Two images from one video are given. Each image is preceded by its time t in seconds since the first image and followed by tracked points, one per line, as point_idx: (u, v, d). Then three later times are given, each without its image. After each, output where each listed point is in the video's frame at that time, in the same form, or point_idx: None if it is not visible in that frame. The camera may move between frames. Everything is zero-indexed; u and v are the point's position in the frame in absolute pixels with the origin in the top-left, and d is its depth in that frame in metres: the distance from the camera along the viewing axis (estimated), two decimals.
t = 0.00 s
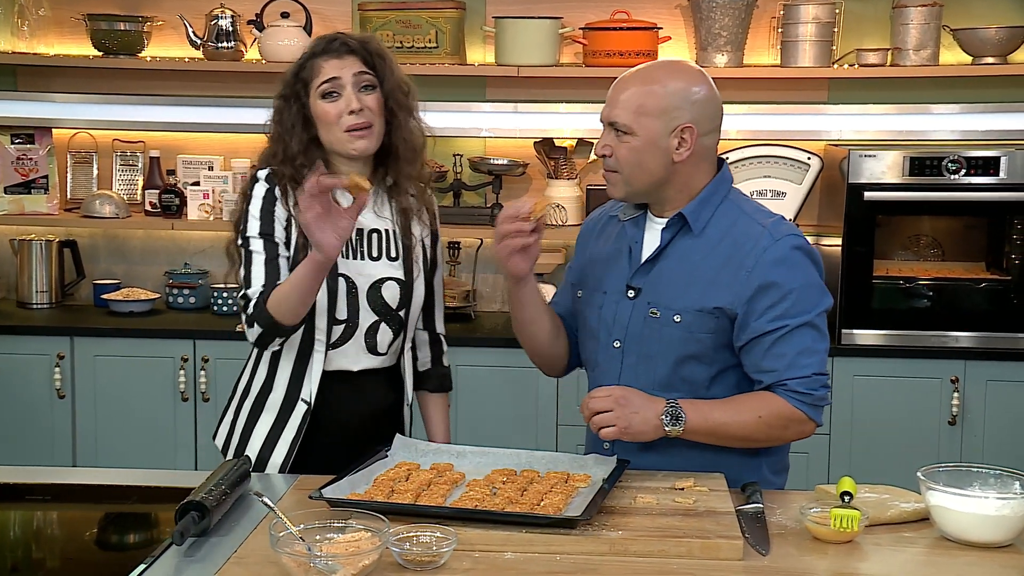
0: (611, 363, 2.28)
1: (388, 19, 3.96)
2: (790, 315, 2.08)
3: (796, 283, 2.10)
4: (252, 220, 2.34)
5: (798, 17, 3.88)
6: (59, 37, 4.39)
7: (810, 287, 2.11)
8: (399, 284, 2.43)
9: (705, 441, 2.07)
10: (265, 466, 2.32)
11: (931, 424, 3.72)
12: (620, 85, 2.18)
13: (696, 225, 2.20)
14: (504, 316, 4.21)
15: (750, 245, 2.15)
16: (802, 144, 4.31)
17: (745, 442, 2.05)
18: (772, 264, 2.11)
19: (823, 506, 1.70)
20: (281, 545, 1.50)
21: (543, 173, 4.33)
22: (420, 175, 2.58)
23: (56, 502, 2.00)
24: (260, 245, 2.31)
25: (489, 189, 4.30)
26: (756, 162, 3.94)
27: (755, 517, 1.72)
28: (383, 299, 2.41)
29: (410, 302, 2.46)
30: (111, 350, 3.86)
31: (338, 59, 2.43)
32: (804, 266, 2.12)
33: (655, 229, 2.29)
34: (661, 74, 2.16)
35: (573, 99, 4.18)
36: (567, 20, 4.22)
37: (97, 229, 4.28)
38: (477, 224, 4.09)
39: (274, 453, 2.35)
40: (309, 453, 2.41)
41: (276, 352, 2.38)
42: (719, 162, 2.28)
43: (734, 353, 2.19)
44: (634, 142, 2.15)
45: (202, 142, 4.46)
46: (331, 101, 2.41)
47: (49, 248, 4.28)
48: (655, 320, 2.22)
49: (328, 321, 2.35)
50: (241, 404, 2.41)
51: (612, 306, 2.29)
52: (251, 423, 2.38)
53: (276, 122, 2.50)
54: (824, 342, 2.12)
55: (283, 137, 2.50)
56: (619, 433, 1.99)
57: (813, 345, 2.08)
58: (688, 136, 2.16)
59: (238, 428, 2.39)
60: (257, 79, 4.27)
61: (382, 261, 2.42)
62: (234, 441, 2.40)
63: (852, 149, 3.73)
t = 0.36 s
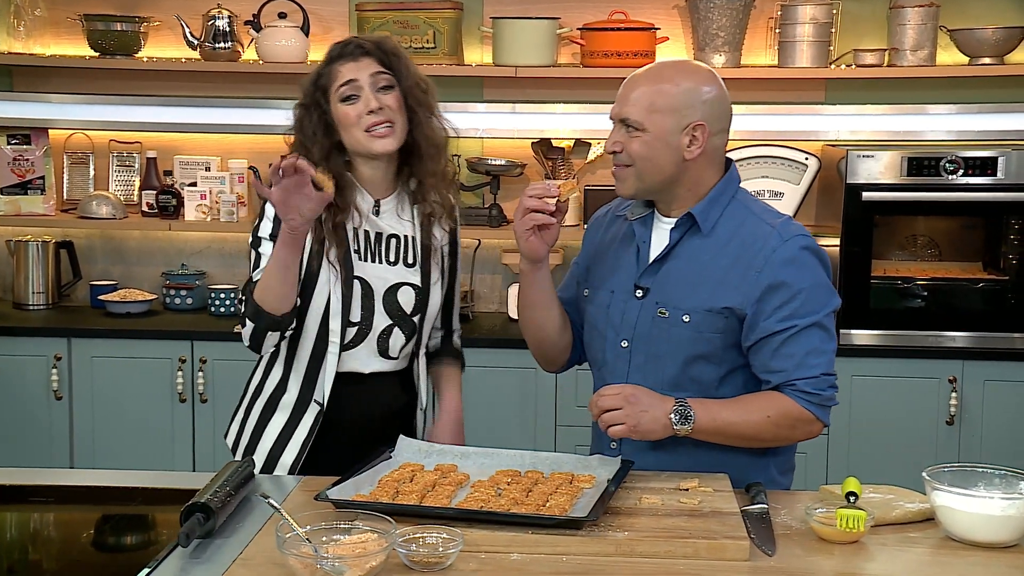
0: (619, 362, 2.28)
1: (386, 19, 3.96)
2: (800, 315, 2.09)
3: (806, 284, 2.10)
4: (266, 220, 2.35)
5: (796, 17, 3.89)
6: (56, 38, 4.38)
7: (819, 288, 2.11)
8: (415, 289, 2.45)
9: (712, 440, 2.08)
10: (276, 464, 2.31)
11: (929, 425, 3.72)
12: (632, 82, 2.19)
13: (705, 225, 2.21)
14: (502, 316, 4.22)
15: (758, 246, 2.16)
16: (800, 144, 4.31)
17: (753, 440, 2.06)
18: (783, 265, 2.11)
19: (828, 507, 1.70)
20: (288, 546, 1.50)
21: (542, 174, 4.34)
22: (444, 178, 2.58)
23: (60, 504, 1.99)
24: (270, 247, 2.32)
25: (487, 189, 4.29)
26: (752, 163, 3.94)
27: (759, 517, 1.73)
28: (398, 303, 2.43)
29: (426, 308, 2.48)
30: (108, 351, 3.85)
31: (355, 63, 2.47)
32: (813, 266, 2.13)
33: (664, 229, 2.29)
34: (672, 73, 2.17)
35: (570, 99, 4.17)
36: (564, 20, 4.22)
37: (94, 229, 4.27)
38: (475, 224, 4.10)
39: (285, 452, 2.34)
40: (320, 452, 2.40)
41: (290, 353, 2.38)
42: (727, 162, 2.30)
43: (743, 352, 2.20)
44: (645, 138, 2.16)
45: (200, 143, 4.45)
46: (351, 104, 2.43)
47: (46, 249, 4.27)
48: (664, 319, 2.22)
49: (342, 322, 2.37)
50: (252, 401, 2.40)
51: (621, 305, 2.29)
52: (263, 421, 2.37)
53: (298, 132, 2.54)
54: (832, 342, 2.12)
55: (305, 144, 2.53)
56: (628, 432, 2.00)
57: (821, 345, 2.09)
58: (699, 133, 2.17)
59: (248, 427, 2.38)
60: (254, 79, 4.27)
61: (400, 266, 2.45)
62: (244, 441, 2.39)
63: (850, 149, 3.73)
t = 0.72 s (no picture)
0: (627, 362, 2.29)
1: (384, 19, 3.97)
2: (810, 314, 2.11)
3: (816, 283, 2.13)
4: (275, 217, 2.37)
5: (794, 17, 3.89)
6: (54, 38, 4.37)
7: (827, 287, 2.14)
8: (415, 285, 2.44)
9: (727, 440, 2.07)
10: (270, 459, 2.31)
11: (928, 424, 3.73)
12: (642, 79, 2.21)
13: (714, 225, 2.22)
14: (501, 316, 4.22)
15: (768, 245, 2.18)
16: (798, 144, 4.32)
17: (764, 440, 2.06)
18: (793, 264, 2.14)
19: (835, 506, 1.70)
20: (295, 546, 1.50)
21: (541, 174, 4.33)
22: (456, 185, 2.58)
23: (64, 505, 1.99)
24: (278, 246, 2.35)
25: (486, 190, 4.29)
26: (754, 163, 3.96)
27: (765, 517, 1.72)
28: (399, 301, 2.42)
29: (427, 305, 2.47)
30: (107, 352, 3.84)
31: (386, 67, 2.45)
32: (822, 266, 2.16)
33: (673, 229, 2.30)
34: (683, 70, 2.19)
35: (568, 99, 4.17)
36: (563, 20, 4.22)
37: (92, 229, 4.26)
38: (474, 224, 4.10)
39: (280, 446, 2.34)
40: (316, 447, 2.40)
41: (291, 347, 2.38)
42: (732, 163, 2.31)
43: (753, 352, 2.21)
44: (659, 131, 2.16)
45: (198, 143, 4.45)
46: (375, 108, 2.42)
47: (43, 249, 4.26)
48: (674, 319, 2.23)
49: (341, 317, 2.37)
50: (252, 400, 2.41)
51: (628, 304, 2.30)
52: (262, 417, 2.38)
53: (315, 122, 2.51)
54: (840, 341, 2.15)
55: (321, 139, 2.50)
56: (642, 432, 1.99)
57: (830, 344, 2.11)
58: (711, 129, 2.18)
59: (249, 423, 2.39)
60: (253, 79, 4.28)
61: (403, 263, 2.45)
62: (245, 438, 2.39)
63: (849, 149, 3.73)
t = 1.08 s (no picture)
0: (627, 361, 2.29)
1: (380, 19, 3.96)
2: (807, 305, 2.15)
3: (812, 274, 2.17)
4: (266, 214, 2.38)
5: (790, 17, 3.89)
6: (47, 38, 4.36)
7: (823, 280, 2.18)
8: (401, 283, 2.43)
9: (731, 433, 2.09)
10: (254, 455, 2.31)
11: (924, 424, 3.73)
12: (636, 77, 2.24)
13: (709, 220, 2.24)
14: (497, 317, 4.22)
15: (765, 239, 2.21)
16: (794, 144, 4.32)
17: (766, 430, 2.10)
18: (791, 257, 2.17)
19: (837, 506, 1.70)
20: (299, 548, 1.50)
21: (536, 174, 4.33)
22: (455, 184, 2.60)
23: (64, 506, 1.98)
24: (269, 242, 2.36)
25: (482, 190, 4.29)
26: (748, 163, 3.95)
27: (767, 517, 1.73)
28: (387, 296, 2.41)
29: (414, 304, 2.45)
30: (102, 353, 3.83)
31: (385, 71, 2.44)
32: (818, 259, 2.20)
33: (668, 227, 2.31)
34: (676, 65, 2.22)
35: (562, 100, 4.17)
36: (559, 20, 4.22)
37: (86, 230, 4.25)
38: (470, 225, 4.10)
39: (266, 443, 2.34)
40: (303, 446, 2.39)
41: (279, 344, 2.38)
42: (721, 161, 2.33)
43: (752, 346, 2.23)
44: (657, 123, 2.19)
45: (193, 144, 4.44)
46: (377, 113, 2.42)
47: (38, 250, 4.24)
48: (674, 314, 2.24)
49: (329, 312, 2.37)
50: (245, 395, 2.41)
51: (624, 302, 2.31)
52: (252, 412, 2.37)
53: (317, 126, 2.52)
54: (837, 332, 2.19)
55: (322, 143, 2.52)
56: (646, 424, 1.97)
57: (828, 335, 2.15)
58: (706, 121, 2.21)
59: (241, 418, 2.39)
60: (247, 79, 4.26)
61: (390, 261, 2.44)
62: (237, 433, 2.39)
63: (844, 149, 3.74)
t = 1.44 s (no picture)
0: (621, 358, 2.29)
1: (377, 19, 3.95)
2: (798, 298, 2.19)
3: (800, 268, 2.21)
4: (257, 216, 2.39)
5: (786, 17, 3.89)
6: (43, 38, 4.35)
7: (810, 273, 2.22)
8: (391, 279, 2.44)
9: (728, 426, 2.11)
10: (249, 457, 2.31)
11: (921, 423, 3.74)
12: (644, 70, 2.25)
13: (699, 216, 2.25)
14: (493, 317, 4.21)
15: (754, 233, 2.23)
16: (790, 144, 4.33)
17: (763, 422, 2.11)
18: (781, 250, 2.21)
19: (840, 505, 1.70)
20: (304, 548, 1.50)
21: (533, 174, 4.33)
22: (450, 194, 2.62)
23: (63, 507, 1.97)
24: (258, 245, 2.36)
25: (478, 189, 4.29)
26: (745, 162, 3.95)
27: (771, 517, 1.73)
28: (378, 295, 2.41)
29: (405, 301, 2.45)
30: (98, 353, 3.82)
31: (394, 77, 2.45)
32: (804, 252, 2.24)
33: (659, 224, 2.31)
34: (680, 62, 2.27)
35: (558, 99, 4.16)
36: (555, 20, 4.22)
37: (82, 230, 4.24)
38: (467, 225, 4.10)
39: (262, 446, 2.33)
40: (298, 448, 2.39)
41: (271, 348, 2.38)
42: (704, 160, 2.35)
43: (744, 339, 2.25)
44: (682, 115, 2.22)
45: (189, 143, 4.43)
46: (383, 118, 2.42)
47: (33, 250, 4.22)
48: (668, 310, 2.25)
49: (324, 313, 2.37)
50: (236, 397, 2.41)
51: (617, 301, 2.31)
52: (244, 415, 2.37)
53: (318, 127, 2.51)
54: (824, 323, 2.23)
55: (325, 147, 2.50)
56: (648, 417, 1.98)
57: (817, 327, 2.19)
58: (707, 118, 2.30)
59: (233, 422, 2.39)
60: (242, 81, 4.16)
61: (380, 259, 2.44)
62: (229, 436, 2.39)
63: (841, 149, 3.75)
